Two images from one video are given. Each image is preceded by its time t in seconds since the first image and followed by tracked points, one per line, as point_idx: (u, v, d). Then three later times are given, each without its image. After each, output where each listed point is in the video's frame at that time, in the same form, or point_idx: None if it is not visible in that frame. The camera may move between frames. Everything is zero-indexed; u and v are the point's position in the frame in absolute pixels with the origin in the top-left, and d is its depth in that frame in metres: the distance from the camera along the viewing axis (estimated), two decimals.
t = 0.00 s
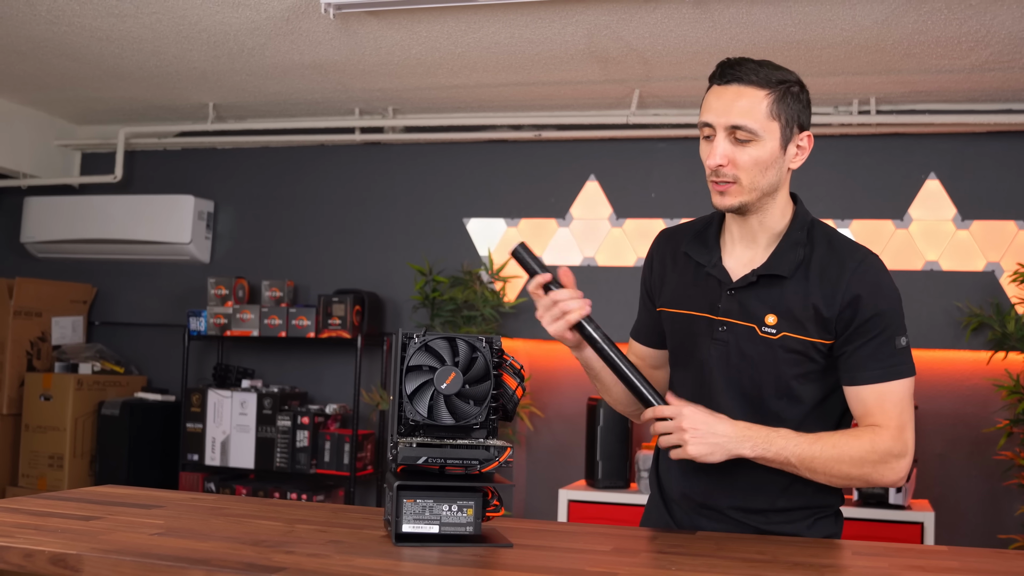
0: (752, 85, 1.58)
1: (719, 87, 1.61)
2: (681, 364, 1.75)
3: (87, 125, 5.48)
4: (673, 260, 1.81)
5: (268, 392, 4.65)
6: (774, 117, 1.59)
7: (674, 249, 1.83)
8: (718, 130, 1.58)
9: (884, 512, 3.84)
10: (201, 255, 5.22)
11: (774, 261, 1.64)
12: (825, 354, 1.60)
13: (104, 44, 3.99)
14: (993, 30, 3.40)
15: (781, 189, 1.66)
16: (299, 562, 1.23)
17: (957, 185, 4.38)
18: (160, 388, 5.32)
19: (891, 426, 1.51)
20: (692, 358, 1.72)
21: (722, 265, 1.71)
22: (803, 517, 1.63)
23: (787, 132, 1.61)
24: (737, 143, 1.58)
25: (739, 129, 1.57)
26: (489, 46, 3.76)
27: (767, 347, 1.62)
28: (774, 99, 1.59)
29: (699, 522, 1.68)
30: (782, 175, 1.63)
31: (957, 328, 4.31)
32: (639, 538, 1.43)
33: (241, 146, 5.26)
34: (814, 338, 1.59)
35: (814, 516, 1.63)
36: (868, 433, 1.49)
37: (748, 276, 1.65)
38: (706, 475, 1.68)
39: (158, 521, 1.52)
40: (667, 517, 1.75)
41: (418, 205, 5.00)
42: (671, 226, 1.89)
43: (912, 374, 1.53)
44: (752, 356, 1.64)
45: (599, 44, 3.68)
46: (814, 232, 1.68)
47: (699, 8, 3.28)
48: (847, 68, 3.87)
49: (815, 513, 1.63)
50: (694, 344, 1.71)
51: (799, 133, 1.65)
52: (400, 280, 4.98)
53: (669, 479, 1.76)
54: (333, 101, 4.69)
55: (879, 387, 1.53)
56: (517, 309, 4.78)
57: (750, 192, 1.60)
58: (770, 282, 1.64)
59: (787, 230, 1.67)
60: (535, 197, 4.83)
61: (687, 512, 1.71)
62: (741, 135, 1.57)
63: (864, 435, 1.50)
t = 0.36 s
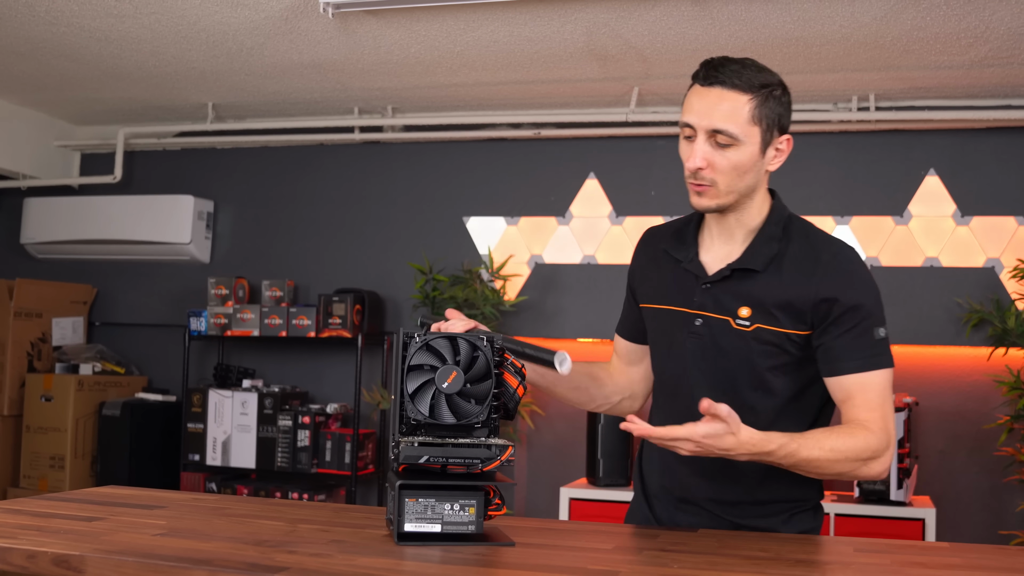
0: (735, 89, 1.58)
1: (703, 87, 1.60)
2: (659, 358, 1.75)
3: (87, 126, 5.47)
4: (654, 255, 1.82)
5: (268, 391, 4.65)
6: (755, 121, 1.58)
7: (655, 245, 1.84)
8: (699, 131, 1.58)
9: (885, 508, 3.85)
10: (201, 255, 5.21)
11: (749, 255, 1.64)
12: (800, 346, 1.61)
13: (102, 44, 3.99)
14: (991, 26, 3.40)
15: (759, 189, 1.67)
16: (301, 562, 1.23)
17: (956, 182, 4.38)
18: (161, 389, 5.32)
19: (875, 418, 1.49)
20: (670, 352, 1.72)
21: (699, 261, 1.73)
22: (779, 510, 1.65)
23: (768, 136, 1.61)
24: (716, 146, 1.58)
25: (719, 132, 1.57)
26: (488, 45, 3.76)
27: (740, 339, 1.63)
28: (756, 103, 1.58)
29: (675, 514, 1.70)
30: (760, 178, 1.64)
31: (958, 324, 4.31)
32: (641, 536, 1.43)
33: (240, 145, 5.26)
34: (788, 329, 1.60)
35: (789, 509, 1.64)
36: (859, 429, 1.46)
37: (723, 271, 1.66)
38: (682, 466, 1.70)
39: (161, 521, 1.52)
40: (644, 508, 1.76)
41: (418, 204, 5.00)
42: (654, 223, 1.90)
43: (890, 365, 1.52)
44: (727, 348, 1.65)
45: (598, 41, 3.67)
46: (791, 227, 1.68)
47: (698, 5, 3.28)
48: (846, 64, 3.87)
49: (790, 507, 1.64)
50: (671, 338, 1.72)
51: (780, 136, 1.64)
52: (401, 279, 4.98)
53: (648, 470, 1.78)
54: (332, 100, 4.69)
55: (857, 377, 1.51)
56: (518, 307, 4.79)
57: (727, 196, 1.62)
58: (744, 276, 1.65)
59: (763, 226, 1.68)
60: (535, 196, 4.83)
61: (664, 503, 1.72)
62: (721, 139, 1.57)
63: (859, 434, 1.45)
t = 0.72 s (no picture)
0: (710, 95, 1.56)
1: (677, 94, 1.56)
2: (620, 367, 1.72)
3: (92, 131, 5.49)
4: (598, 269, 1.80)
5: (273, 396, 4.65)
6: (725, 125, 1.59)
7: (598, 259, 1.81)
8: (683, 137, 1.55)
9: (890, 512, 3.84)
10: (206, 260, 5.23)
11: (695, 249, 1.65)
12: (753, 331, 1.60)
13: (107, 50, 4.01)
14: (994, 30, 3.40)
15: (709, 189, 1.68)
16: (306, 567, 1.23)
17: (960, 185, 4.38)
18: (165, 393, 5.33)
19: (822, 386, 1.49)
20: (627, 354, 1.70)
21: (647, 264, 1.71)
22: (753, 500, 1.59)
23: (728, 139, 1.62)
24: (698, 152, 1.56)
25: (703, 137, 1.55)
26: (492, 50, 3.77)
27: (697, 332, 1.62)
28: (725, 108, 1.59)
29: (648, 515, 1.63)
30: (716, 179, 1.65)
31: (962, 328, 4.32)
32: (644, 541, 1.43)
33: (244, 150, 5.27)
34: (740, 315, 1.60)
35: (762, 499, 1.59)
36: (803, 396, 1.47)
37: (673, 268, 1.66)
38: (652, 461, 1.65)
39: (166, 526, 1.53)
40: (613, 513, 1.69)
41: (421, 208, 5.01)
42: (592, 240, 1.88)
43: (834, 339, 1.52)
44: (685, 343, 1.63)
45: (601, 46, 3.68)
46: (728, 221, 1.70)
47: (701, 10, 3.28)
48: (849, 68, 3.87)
49: (765, 495, 1.59)
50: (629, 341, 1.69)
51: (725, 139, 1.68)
52: (404, 283, 4.99)
53: (611, 473, 1.71)
54: (335, 105, 4.70)
55: (803, 352, 1.51)
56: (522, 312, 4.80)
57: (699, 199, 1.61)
58: (694, 270, 1.65)
59: (703, 223, 1.68)
60: (539, 200, 4.84)
61: (634, 505, 1.65)
62: (704, 145, 1.56)
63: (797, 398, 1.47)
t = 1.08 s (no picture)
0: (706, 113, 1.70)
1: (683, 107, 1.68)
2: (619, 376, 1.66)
3: (91, 134, 5.49)
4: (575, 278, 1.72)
5: (273, 399, 4.65)
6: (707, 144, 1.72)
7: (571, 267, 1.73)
8: (697, 148, 1.65)
9: (890, 515, 3.84)
10: (205, 264, 5.23)
11: (686, 254, 1.72)
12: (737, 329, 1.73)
13: (107, 54, 4.01)
14: (993, 32, 3.40)
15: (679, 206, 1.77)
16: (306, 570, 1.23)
17: (959, 187, 4.38)
18: (165, 397, 5.33)
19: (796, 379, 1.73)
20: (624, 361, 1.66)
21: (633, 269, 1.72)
22: (751, 491, 1.67)
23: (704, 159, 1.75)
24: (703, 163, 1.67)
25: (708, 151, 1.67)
26: (492, 53, 3.78)
27: (704, 334, 1.68)
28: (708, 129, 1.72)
29: (666, 517, 1.61)
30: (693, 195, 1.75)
31: (961, 330, 4.33)
32: (644, 543, 1.44)
33: (244, 154, 5.27)
34: (736, 314, 1.71)
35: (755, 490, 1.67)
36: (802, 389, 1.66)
37: (670, 272, 1.71)
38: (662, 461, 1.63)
39: (166, 530, 1.53)
40: (622, 521, 1.63)
41: (420, 211, 5.01)
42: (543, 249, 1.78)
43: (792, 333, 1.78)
44: (692, 345, 1.67)
45: (601, 49, 3.69)
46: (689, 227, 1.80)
47: (700, 13, 3.29)
48: (848, 71, 3.88)
49: (758, 486, 1.68)
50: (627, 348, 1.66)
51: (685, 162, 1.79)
52: (405, 287, 4.99)
53: (611, 482, 1.65)
54: (335, 108, 4.71)
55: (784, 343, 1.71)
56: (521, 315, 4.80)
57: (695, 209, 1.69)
58: (688, 275, 1.72)
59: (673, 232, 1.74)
60: (538, 203, 4.84)
61: (647, 509, 1.62)
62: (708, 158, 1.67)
63: (801, 390, 1.64)
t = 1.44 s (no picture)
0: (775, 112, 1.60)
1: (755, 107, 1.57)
2: (660, 374, 1.57)
3: (91, 129, 5.49)
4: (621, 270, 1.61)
5: (273, 395, 4.65)
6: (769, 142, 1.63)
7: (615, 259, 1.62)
8: (767, 152, 1.55)
9: (889, 513, 3.85)
10: (206, 259, 5.23)
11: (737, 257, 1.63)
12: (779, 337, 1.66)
13: (108, 49, 4.01)
14: (995, 31, 3.40)
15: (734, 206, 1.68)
16: (305, 566, 1.23)
17: (960, 186, 4.38)
18: (165, 392, 5.33)
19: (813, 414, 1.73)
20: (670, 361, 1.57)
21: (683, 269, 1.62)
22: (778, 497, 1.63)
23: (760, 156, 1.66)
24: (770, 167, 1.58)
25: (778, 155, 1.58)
26: (493, 50, 3.78)
27: (750, 339, 1.59)
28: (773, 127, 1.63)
29: (701, 517, 1.58)
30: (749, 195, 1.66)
31: (961, 328, 4.33)
32: (644, 540, 1.44)
33: (245, 149, 5.27)
34: (780, 325, 1.63)
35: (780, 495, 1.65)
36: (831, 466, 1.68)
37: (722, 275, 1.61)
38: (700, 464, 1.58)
39: (166, 525, 1.53)
40: (654, 520, 1.59)
41: (421, 207, 5.01)
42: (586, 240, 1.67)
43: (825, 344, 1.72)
44: (740, 349, 1.58)
45: (602, 46, 3.69)
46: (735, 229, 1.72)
47: (701, 10, 3.28)
48: (849, 69, 3.88)
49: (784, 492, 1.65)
50: (675, 347, 1.57)
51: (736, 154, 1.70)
52: (405, 283, 4.99)
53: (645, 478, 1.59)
54: (336, 104, 4.71)
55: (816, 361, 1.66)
56: (522, 312, 4.80)
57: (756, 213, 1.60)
58: (736, 279, 1.62)
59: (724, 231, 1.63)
60: (539, 200, 4.84)
61: (682, 509, 1.58)
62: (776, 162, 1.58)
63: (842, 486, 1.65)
